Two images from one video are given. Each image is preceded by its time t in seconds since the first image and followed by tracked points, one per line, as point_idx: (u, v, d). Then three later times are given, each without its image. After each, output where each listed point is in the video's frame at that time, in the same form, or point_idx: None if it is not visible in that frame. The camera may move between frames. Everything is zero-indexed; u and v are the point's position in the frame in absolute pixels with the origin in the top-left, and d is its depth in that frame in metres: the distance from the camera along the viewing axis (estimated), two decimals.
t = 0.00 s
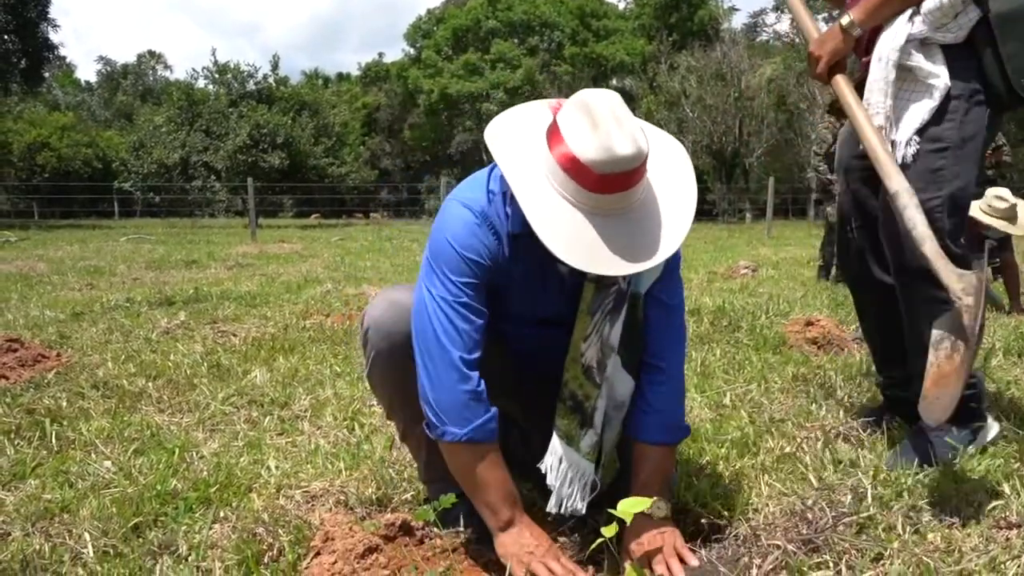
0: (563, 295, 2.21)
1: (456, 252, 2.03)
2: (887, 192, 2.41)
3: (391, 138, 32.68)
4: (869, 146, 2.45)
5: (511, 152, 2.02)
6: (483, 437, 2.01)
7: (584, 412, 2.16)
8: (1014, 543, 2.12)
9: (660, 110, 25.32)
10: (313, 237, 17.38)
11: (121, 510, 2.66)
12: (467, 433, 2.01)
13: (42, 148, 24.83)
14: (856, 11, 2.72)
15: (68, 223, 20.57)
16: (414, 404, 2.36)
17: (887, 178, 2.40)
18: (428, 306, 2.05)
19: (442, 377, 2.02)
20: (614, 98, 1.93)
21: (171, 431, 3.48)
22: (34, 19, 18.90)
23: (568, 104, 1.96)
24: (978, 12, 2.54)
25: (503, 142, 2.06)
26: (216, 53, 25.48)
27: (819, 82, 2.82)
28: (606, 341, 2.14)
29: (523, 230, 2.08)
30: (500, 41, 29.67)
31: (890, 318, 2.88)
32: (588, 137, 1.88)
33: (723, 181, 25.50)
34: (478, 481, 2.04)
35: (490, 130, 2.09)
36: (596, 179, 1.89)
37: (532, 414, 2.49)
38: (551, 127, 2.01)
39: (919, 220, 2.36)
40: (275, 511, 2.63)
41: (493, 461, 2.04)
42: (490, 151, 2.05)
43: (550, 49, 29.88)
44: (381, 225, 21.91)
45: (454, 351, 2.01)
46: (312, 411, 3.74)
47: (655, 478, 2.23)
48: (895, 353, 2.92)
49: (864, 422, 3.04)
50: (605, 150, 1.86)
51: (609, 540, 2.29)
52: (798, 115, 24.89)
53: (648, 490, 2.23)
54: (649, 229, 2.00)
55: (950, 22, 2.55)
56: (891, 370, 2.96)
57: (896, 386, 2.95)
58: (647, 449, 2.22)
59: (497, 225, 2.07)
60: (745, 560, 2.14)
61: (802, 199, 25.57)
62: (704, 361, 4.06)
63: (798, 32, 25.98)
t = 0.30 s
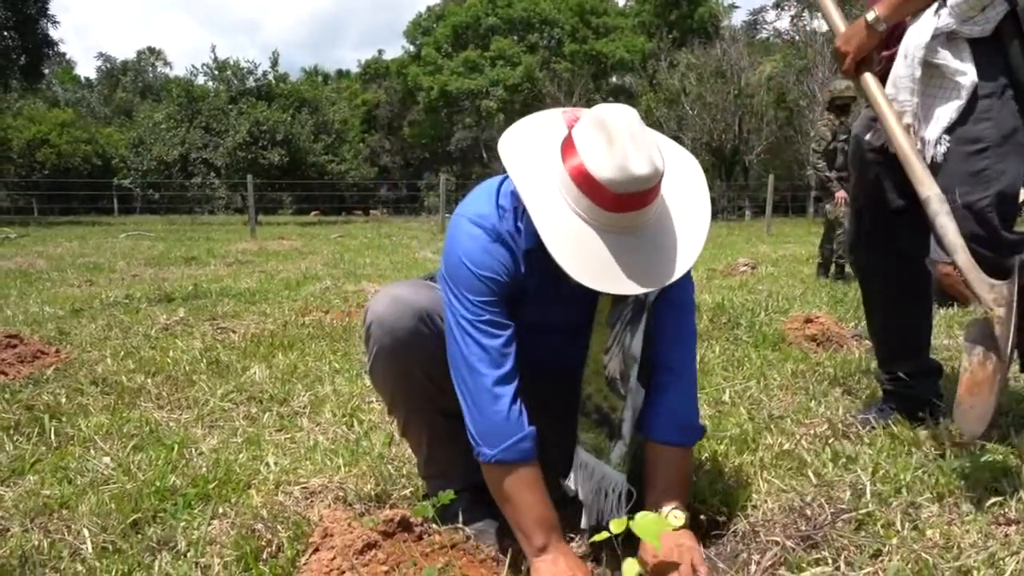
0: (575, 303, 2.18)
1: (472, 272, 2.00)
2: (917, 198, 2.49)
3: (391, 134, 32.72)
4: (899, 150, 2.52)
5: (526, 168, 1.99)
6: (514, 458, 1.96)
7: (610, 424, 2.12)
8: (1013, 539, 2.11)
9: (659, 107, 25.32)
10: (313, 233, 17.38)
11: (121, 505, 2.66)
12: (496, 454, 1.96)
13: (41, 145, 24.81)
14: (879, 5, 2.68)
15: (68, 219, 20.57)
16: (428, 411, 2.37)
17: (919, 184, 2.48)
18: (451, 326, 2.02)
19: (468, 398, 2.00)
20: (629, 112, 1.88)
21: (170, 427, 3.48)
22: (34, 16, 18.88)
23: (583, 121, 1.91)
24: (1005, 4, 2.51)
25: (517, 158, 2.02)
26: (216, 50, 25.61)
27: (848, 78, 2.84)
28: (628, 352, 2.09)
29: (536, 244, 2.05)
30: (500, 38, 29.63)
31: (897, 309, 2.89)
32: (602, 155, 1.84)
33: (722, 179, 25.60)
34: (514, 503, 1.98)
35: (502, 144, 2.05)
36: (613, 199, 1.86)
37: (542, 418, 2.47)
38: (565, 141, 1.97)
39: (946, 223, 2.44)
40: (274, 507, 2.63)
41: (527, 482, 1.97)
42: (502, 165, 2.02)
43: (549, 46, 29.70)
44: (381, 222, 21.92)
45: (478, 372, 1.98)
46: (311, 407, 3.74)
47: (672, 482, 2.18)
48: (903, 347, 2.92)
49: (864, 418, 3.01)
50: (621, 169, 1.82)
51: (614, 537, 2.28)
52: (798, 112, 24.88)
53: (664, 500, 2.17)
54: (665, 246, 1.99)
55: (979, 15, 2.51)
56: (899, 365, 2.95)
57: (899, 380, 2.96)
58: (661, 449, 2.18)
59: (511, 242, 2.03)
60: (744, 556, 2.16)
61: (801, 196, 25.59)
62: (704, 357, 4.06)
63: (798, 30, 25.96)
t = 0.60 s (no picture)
0: (572, 297, 2.19)
1: (468, 264, 1.99)
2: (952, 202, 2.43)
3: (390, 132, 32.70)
4: (936, 153, 2.46)
5: (524, 165, 1.99)
6: (494, 447, 1.95)
7: (603, 422, 2.11)
8: (1009, 535, 2.10)
9: (657, 105, 25.28)
10: (310, 230, 17.36)
11: (116, 502, 2.65)
12: (481, 443, 1.96)
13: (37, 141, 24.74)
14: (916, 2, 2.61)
15: (65, 217, 20.54)
16: (422, 405, 2.36)
17: (954, 188, 2.41)
18: (444, 316, 2.02)
19: (459, 387, 1.99)
20: (626, 110, 1.86)
21: (167, 424, 3.48)
22: (30, 12, 18.81)
23: (580, 118, 1.89)
24: None
25: (514, 152, 2.01)
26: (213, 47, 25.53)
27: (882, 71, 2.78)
28: (622, 350, 2.09)
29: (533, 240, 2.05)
30: (497, 35, 29.54)
31: (905, 302, 2.90)
32: (598, 153, 1.83)
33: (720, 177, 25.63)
34: (499, 485, 1.96)
35: (500, 139, 2.04)
36: (606, 197, 1.86)
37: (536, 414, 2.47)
38: (563, 138, 1.96)
39: (981, 229, 2.38)
40: (270, 504, 2.62)
41: (515, 469, 1.95)
42: (500, 161, 2.01)
43: (547, 44, 29.64)
44: (378, 219, 21.94)
45: (470, 363, 1.98)
46: (308, 404, 3.73)
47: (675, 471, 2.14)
48: (906, 340, 2.91)
49: (858, 416, 3.01)
50: (614, 168, 1.81)
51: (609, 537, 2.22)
52: (795, 110, 24.89)
53: (669, 497, 2.10)
54: (659, 243, 1.99)
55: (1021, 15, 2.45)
56: (898, 360, 2.94)
57: (902, 375, 2.93)
58: (667, 441, 2.15)
59: (507, 236, 2.03)
60: (739, 552, 2.14)
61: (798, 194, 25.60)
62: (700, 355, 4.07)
63: (795, 28, 25.97)
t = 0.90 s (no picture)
0: (565, 295, 2.16)
1: (456, 261, 1.98)
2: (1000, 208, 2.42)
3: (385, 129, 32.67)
4: (985, 159, 2.45)
5: (517, 161, 1.98)
6: (466, 444, 1.95)
7: (605, 418, 2.11)
8: (1000, 530, 2.11)
9: (651, 103, 25.27)
10: (304, 228, 17.32)
11: (108, 499, 2.64)
12: (450, 440, 1.96)
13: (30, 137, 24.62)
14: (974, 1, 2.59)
15: (58, 214, 20.47)
16: (411, 402, 2.35)
17: (1003, 195, 2.40)
18: (424, 313, 2.01)
19: (430, 382, 1.98)
20: (620, 107, 1.87)
21: (159, 421, 3.47)
22: (22, 8, 18.70)
23: (574, 114, 1.90)
24: None
25: (508, 149, 2.01)
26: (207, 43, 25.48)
27: (933, 67, 2.78)
28: (623, 346, 2.08)
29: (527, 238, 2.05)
30: (492, 33, 29.41)
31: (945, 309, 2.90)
32: (590, 149, 1.84)
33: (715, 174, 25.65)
34: (467, 479, 1.96)
35: (493, 138, 2.04)
36: (600, 192, 1.86)
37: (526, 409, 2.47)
38: (556, 135, 1.96)
39: None
40: (263, 501, 2.62)
41: (482, 464, 1.96)
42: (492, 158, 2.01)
43: (542, 41, 29.56)
44: (373, 217, 21.93)
45: (441, 359, 1.97)
46: (301, 401, 3.73)
47: (673, 463, 2.16)
48: (915, 340, 2.90)
49: (851, 412, 3.03)
50: (607, 162, 1.81)
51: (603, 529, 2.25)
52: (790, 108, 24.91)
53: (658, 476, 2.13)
54: (653, 240, 1.98)
55: None
56: (901, 359, 2.94)
57: (904, 375, 2.93)
58: (670, 431, 2.16)
59: (497, 233, 2.03)
60: (732, 548, 2.13)
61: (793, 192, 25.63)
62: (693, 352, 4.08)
63: (790, 27, 25.98)
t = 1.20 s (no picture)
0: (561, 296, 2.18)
1: (457, 264, 1.97)
2: None
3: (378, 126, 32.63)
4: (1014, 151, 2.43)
5: (508, 166, 1.98)
6: (493, 446, 1.94)
7: (597, 421, 2.11)
8: (988, 524, 2.11)
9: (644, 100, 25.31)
10: (296, 224, 17.28)
11: (97, 496, 2.63)
12: (477, 443, 1.95)
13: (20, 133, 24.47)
14: None
15: (49, 210, 20.37)
16: (406, 402, 2.36)
17: None
18: (432, 316, 2.00)
19: (449, 387, 1.98)
20: (611, 109, 1.85)
21: (149, 417, 3.45)
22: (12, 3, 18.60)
23: (564, 118, 1.89)
24: None
25: (500, 152, 2.01)
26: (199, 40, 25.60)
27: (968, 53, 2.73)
28: (614, 348, 2.08)
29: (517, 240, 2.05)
30: (485, 29, 29.40)
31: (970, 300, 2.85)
32: (579, 154, 1.83)
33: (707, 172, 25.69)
34: (491, 485, 1.96)
35: (483, 140, 2.03)
36: (588, 197, 1.85)
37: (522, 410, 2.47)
38: (546, 139, 1.95)
39: None
40: (253, 497, 2.61)
41: (507, 469, 1.95)
42: (483, 162, 2.00)
43: (535, 39, 29.56)
44: (365, 214, 21.89)
45: (460, 363, 1.97)
46: (292, 397, 3.72)
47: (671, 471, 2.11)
48: (929, 331, 2.88)
49: (848, 401, 3.06)
50: (596, 167, 1.80)
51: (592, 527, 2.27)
52: (782, 106, 24.97)
53: (657, 490, 2.08)
54: (644, 244, 1.98)
55: None
56: (915, 346, 2.93)
57: (912, 361, 2.93)
58: (658, 435, 2.13)
59: (494, 235, 2.03)
60: (722, 544, 2.14)
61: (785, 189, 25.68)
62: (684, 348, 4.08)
63: (782, 25, 26.01)
